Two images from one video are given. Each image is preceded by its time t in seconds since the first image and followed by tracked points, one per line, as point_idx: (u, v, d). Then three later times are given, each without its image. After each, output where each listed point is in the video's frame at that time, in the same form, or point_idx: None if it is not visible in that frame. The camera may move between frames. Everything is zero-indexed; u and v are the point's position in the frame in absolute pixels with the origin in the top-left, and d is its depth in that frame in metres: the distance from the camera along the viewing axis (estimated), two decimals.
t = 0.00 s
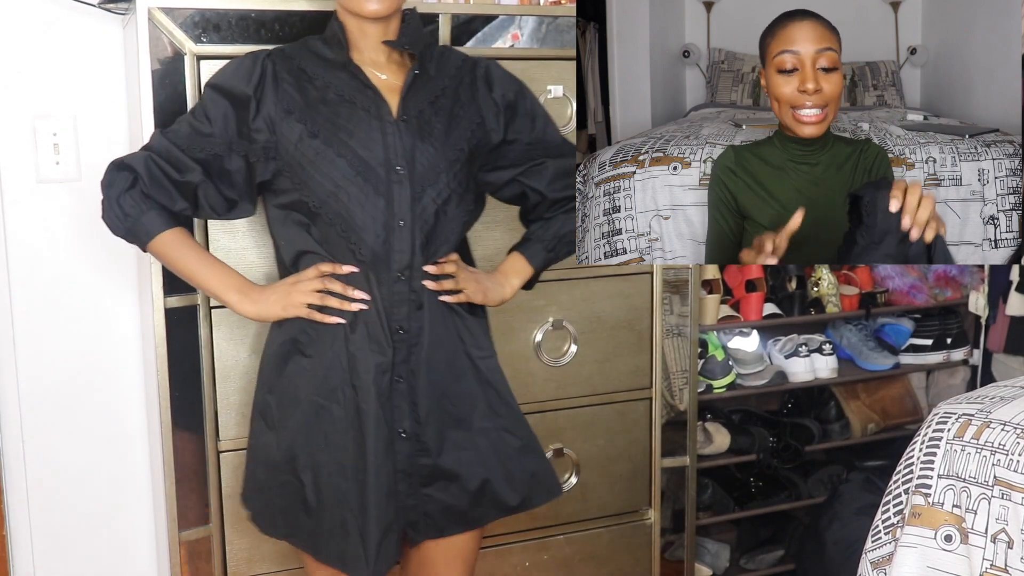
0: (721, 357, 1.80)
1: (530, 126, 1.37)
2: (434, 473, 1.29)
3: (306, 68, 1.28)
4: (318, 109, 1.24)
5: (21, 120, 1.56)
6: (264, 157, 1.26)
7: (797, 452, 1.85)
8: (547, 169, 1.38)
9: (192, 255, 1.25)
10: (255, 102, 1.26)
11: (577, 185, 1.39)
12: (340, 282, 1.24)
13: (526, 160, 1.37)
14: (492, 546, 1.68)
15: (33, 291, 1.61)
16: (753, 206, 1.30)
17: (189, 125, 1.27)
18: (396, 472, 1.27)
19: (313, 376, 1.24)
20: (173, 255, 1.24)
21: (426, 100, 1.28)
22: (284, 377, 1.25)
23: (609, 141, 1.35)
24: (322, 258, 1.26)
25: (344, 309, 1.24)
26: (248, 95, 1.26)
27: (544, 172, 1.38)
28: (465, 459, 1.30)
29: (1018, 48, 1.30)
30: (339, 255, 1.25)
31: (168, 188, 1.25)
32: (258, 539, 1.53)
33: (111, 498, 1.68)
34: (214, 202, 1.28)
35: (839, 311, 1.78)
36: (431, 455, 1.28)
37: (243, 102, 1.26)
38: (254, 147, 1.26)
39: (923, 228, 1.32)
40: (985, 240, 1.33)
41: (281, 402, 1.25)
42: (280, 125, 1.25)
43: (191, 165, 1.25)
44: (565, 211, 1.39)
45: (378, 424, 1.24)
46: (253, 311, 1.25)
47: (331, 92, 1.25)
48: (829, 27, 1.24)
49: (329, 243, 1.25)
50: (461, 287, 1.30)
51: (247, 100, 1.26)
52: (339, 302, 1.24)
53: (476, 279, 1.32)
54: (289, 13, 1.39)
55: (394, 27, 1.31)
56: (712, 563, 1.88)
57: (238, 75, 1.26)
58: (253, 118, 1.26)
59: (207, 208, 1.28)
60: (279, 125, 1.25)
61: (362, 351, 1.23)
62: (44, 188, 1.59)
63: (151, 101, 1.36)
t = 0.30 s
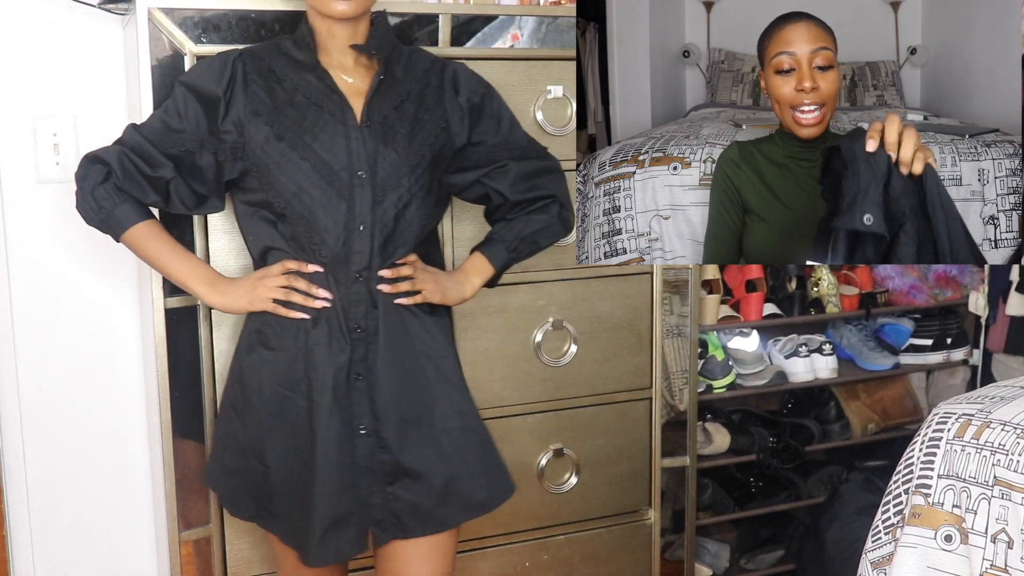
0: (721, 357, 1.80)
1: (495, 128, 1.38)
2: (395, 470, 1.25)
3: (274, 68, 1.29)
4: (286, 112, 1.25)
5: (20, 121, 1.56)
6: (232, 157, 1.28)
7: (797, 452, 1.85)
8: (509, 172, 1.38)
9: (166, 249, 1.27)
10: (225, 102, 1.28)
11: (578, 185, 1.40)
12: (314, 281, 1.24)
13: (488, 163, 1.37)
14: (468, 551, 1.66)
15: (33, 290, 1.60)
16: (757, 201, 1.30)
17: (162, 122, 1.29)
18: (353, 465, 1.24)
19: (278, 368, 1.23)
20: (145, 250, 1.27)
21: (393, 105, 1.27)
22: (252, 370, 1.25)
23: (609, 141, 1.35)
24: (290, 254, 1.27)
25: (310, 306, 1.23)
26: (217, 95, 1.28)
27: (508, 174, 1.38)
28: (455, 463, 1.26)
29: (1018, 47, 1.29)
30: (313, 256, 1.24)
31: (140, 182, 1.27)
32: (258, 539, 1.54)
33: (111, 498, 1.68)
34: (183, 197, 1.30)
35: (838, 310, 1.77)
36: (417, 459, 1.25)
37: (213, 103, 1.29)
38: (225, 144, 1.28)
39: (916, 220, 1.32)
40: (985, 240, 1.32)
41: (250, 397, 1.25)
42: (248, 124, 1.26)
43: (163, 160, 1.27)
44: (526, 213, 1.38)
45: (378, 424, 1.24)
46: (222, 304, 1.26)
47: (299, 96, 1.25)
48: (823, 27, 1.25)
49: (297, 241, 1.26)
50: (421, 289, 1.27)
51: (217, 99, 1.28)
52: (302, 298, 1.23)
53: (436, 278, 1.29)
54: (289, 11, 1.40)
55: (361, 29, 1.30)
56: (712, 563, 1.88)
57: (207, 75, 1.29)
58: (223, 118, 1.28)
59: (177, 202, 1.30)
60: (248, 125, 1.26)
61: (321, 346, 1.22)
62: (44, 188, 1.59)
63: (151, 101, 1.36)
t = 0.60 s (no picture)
0: (721, 357, 1.81)
1: (473, 126, 1.40)
2: (381, 461, 1.26)
3: (259, 71, 1.28)
4: (271, 112, 1.25)
5: (20, 121, 1.56)
6: (220, 159, 1.27)
7: (797, 452, 1.85)
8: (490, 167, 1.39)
9: (158, 251, 1.27)
10: (210, 106, 1.27)
11: (578, 185, 1.41)
12: (309, 280, 1.24)
13: (469, 159, 1.38)
14: (450, 554, 1.65)
15: (33, 291, 1.60)
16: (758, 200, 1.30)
17: (149, 127, 1.28)
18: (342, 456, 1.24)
19: (270, 365, 1.24)
20: (139, 252, 1.27)
21: (377, 103, 1.28)
22: (243, 367, 1.25)
23: (609, 141, 1.35)
24: (281, 254, 1.26)
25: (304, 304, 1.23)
26: (202, 99, 1.27)
27: (487, 170, 1.39)
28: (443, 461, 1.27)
29: (1018, 49, 1.27)
30: (307, 255, 1.24)
31: (129, 186, 1.26)
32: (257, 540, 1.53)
33: (111, 498, 1.68)
34: (172, 201, 1.29)
35: (839, 310, 1.77)
36: (409, 457, 1.25)
37: (198, 106, 1.27)
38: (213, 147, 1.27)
39: (918, 209, 1.31)
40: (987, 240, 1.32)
41: (242, 394, 1.25)
42: (233, 129, 1.26)
43: (151, 164, 1.26)
44: (505, 208, 1.40)
45: (379, 424, 1.24)
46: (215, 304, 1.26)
47: (285, 97, 1.25)
48: (829, 28, 1.25)
49: (286, 240, 1.25)
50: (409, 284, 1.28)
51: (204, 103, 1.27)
52: (293, 295, 1.23)
53: (424, 272, 1.30)
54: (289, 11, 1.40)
55: (344, 30, 1.30)
56: (712, 563, 1.88)
57: (192, 78, 1.28)
58: (209, 121, 1.27)
59: (166, 206, 1.29)
60: (236, 127, 1.26)
61: (315, 342, 1.22)
62: (44, 188, 1.59)
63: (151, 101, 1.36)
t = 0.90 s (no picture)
0: (721, 357, 1.81)
1: (470, 124, 1.39)
2: (381, 458, 1.26)
3: (257, 72, 1.28)
4: (269, 112, 1.25)
5: (20, 121, 1.56)
6: (219, 159, 1.27)
7: (797, 453, 1.85)
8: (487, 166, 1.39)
9: (159, 252, 1.27)
10: (207, 106, 1.27)
11: (579, 185, 1.43)
12: (309, 280, 1.24)
13: (466, 158, 1.38)
14: (458, 553, 1.65)
15: (33, 291, 1.60)
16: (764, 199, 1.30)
17: (148, 129, 1.28)
18: (344, 456, 1.25)
19: (270, 365, 1.24)
20: (139, 254, 1.27)
21: (374, 102, 1.28)
22: (244, 367, 1.25)
23: (609, 141, 1.36)
24: (280, 253, 1.27)
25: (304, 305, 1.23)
26: (199, 99, 1.27)
27: (485, 168, 1.39)
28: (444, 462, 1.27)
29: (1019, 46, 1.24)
30: (307, 254, 1.24)
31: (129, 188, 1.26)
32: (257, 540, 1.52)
33: (112, 498, 1.68)
34: (173, 202, 1.29)
35: (839, 310, 1.76)
36: (409, 454, 1.26)
37: (195, 107, 1.28)
38: (212, 147, 1.27)
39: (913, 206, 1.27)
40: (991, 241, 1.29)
41: (242, 393, 1.25)
42: (231, 130, 1.26)
43: (150, 166, 1.27)
44: (503, 206, 1.40)
45: (378, 422, 1.25)
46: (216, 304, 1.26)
47: (281, 96, 1.26)
48: (834, 31, 1.24)
49: (286, 239, 1.26)
50: (407, 283, 1.28)
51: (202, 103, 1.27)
52: (294, 294, 1.23)
53: (422, 271, 1.31)
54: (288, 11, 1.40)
55: (340, 29, 1.31)
56: (712, 563, 1.89)
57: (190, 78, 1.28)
58: (207, 122, 1.27)
59: (166, 207, 1.29)
60: (234, 127, 1.26)
61: (315, 341, 1.23)
62: (44, 188, 1.59)
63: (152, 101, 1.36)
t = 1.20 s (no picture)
0: (721, 357, 1.79)
1: (478, 121, 1.41)
2: (392, 455, 1.28)
3: (269, 68, 1.28)
4: (282, 109, 1.26)
5: (20, 121, 1.56)
6: (232, 156, 1.27)
7: (797, 452, 1.85)
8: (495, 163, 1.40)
9: (170, 250, 1.28)
10: (222, 103, 1.28)
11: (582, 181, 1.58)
12: (324, 280, 1.26)
13: (475, 155, 1.39)
14: (491, 547, 1.68)
15: (33, 292, 1.60)
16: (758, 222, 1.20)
17: (159, 125, 1.28)
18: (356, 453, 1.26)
19: (286, 362, 1.25)
20: (151, 253, 1.27)
21: (387, 98, 1.29)
22: (258, 364, 1.26)
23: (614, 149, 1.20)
24: (293, 252, 1.28)
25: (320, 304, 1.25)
26: (212, 97, 1.27)
27: (493, 165, 1.40)
28: (455, 458, 1.30)
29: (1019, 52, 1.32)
30: (321, 253, 1.26)
31: (140, 184, 1.26)
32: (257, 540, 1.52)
33: (113, 498, 1.68)
34: (185, 198, 1.29)
35: (839, 311, 1.79)
36: (418, 449, 1.28)
37: (210, 104, 1.28)
38: (226, 144, 1.27)
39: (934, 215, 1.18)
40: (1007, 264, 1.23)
41: (254, 390, 1.26)
42: (246, 126, 1.26)
43: (162, 162, 1.27)
44: (509, 203, 1.42)
45: (390, 418, 1.27)
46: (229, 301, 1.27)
47: (294, 93, 1.26)
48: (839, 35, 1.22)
49: (298, 239, 1.27)
50: (416, 280, 1.30)
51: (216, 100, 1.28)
52: (309, 293, 1.24)
53: (429, 267, 1.32)
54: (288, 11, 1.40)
55: (352, 24, 1.31)
56: (712, 563, 1.87)
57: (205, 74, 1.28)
58: (221, 119, 1.27)
59: (177, 203, 1.29)
60: (246, 124, 1.26)
61: (332, 338, 1.24)
62: (44, 188, 1.59)
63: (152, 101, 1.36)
